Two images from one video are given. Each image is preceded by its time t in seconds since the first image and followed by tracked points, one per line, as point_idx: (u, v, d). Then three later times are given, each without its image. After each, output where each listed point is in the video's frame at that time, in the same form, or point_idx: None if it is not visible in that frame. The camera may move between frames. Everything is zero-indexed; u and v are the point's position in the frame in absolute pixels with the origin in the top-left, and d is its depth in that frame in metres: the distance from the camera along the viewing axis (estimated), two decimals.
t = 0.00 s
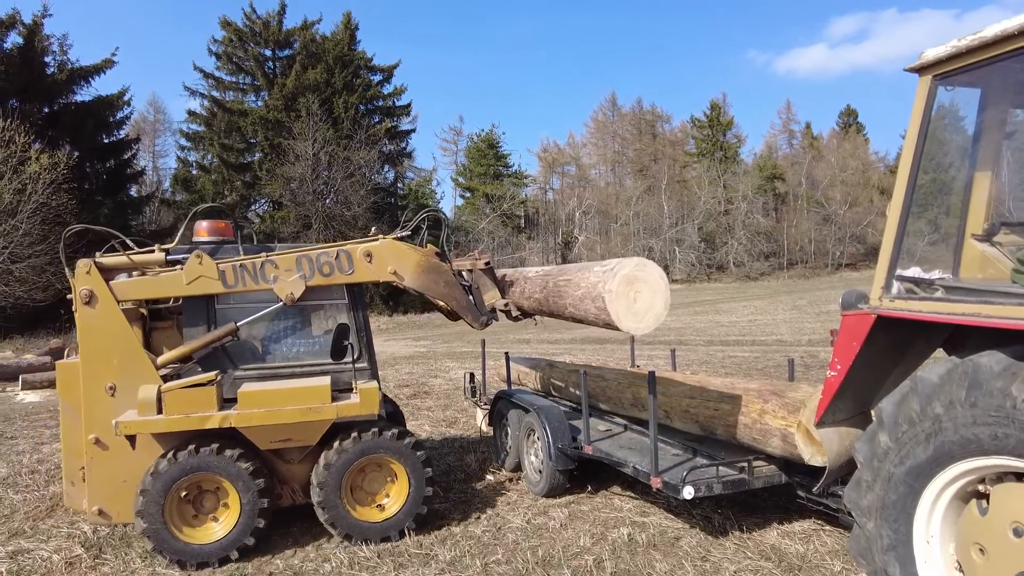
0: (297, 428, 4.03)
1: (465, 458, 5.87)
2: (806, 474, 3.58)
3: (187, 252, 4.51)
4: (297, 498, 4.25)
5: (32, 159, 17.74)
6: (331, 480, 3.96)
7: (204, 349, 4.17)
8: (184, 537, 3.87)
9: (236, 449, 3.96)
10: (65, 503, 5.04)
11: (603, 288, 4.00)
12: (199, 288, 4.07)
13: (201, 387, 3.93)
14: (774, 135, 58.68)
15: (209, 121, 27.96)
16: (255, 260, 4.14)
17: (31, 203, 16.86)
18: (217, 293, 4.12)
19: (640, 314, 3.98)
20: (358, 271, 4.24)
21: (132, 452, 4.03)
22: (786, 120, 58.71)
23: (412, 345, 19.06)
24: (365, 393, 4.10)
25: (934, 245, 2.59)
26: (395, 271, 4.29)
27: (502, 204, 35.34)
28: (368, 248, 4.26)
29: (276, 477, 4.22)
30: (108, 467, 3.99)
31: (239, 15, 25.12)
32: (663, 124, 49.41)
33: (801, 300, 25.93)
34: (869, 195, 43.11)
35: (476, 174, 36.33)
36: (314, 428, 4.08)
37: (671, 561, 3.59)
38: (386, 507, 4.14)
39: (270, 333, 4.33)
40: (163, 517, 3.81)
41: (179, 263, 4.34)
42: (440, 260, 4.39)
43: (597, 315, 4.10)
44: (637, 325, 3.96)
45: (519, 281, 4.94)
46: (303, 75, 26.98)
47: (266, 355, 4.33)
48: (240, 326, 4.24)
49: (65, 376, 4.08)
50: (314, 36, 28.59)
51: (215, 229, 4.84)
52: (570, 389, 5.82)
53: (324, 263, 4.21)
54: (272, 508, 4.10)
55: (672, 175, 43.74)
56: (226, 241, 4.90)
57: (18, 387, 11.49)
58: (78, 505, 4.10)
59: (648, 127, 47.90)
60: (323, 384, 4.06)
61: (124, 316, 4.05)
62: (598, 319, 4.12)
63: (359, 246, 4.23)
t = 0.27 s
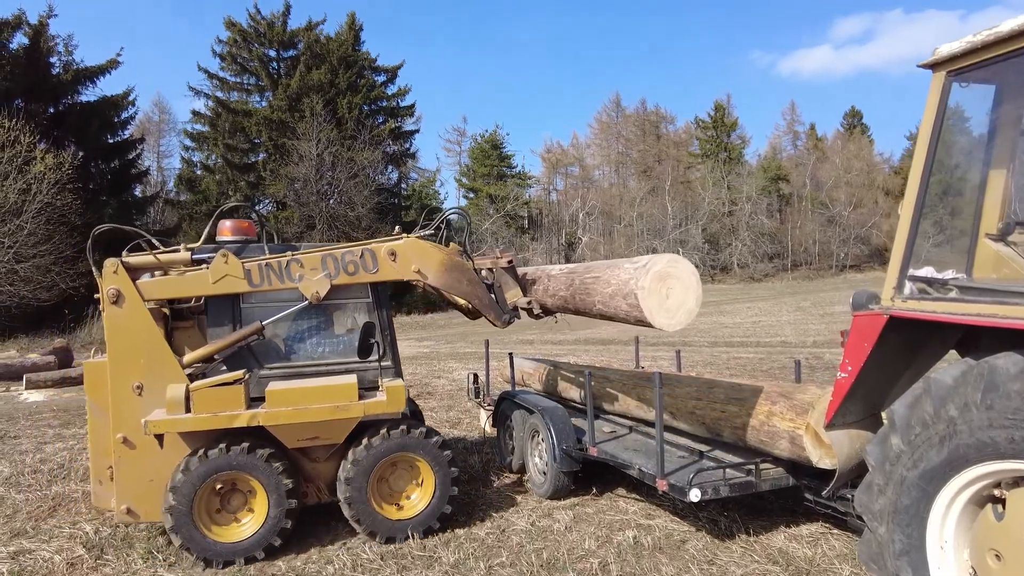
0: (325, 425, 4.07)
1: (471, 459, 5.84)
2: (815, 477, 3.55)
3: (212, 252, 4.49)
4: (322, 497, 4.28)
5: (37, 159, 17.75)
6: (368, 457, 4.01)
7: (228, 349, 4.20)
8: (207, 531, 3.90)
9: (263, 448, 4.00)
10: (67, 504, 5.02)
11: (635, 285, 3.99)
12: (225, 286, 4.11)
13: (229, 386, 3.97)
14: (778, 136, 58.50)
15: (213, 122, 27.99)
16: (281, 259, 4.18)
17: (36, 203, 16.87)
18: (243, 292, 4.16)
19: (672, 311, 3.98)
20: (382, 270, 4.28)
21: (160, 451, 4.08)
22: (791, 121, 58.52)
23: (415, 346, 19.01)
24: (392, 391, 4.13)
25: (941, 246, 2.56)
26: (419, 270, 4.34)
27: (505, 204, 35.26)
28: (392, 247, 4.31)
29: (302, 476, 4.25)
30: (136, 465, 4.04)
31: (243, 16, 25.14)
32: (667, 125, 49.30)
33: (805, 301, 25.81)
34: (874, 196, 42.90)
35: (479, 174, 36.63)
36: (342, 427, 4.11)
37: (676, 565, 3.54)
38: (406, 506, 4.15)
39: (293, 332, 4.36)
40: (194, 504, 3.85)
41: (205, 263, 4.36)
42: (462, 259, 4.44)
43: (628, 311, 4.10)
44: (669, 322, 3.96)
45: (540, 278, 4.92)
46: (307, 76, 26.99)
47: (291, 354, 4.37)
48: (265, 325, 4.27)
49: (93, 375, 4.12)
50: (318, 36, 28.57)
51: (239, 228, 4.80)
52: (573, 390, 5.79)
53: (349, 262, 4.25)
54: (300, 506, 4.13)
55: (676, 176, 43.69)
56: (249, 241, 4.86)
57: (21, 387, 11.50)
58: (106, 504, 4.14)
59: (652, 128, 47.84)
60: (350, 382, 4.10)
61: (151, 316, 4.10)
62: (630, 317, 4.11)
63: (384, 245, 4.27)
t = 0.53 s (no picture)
0: (346, 426, 4.08)
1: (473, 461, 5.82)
2: (822, 481, 3.51)
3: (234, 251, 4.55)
4: (343, 497, 4.29)
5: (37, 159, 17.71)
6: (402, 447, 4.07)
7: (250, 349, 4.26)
8: (226, 527, 3.92)
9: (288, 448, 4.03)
10: (66, 506, 5.00)
11: (663, 285, 3.95)
12: (247, 286, 4.15)
13: (253, 386, 3.99)
14: (779, 137, 58.46)
15: (214, 122, 27.96)
16: (302, 260, 4.21)
17: (36, 203, 16.82)
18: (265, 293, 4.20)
19: (700, 311, 3.92)
20: (403, 270, 4.34)
21: (183, 451, 4.08)
22: (791, 121, 58.46)
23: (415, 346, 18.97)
24: (414, 392, 4.16)
25: (943, 247, 2.55)
26: (439, 271, 4.37)
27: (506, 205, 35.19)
28: (412, 248, 4.36)
29: (323, 476, 4.26)
30: (158, 466, 4.04)
31: (244, 16, 25.12)
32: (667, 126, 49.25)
33: (806, 302, 25.78)
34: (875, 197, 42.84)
35: (480, 174, 36.26)
36: (363, 428, 4.12)
37: (679, 569, 3.51)
38: (424, 507, 4.19)
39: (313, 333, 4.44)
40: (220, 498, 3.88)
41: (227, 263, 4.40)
42: (482, 258, 4.45)
43: (655, 311, 4.05)
44: (697, 322, 3.91)
45: (559, 279, 4.85)
46: (308, 76, 26.98)
47: (311, 354, 4.45)
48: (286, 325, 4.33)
49: (115, 376, 4.14)
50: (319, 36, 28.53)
51: (258, 229, 4.89)
52: (575, 392, 5.76)
53: (370, 263, 4.30)
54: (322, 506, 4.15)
55: (676, 177, 43.69)
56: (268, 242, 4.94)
57: (21, 387, 11.48)
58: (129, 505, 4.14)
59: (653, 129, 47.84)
60: (372, 382, 4.12)
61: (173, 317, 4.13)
62: (656, 317, 4.07)
63: (404, 246, 4.32)
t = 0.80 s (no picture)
0: (368, 423, 4.16)
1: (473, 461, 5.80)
2: (822, 481, 3.50)
3: (251, 250, 4.54)
4: (360, 495, 4.31)
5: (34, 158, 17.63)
6: (439, 442, 4.17)
7: (267, 347, 4.26)
8: (240, 515, 3.91)
9: (305, 446, 4.06)
10: (62, 506, 4.97)
11: (690, 286, 3.96)
12: (268, 283, 4.16)
13: (273, 383, 4.02)
14: (778, 137, 58.43)
15: (213, 122, 27.90)
16: (322, 258, 4.25)
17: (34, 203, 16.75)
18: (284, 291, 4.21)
19: (724, 310, 3.97)
20: (420, 270, 4.38)
21: (200, 448, 4.06)
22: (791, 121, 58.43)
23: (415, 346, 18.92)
24: (433, 389, 4.21)
25: (944, 247, 2.53)
26: (455, 271, 4.46)
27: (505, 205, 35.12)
28: (429, 248, 4.42)
29: (340, 474, 4.29)
30: (174, 464, 4.01)
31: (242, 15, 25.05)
32: (667, 126, 49.22)
33: (805, 302, 25.77)
34: (874, 197, 42.84)
35: (479, 174, 36.44)
36: (382, 425, 4.19)
37: (678, 570, 3.49)
38: (439, 505, 4.21)
39: (330, 333, 4.44)
40: (244, 487, 3.89)
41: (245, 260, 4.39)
42: (496, 259, 4.55)
43: (680, 311, 4.07)
44: (721, 321, 3.96)
45: (574, 279, 4.96)
46: (307, 76, 26.94)
47: (329, 353, 4.44)
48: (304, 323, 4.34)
49: (130, 375, 4.07)
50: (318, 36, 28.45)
51: (273, 226, 4.99)
52: (574, 391, 5.73)
53: (388, 262, 4.34)
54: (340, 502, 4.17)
55: (676, 177, 43.67)
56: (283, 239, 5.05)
57: (18, 387, 11.43)
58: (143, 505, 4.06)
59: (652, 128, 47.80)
60: (393, 379, 4.17)
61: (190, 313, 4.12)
62: (681, 316, 4.09)
63: (421, 246, 4.38)
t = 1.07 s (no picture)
0: (372, 425, 4.16)
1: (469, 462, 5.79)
2: (817, 484, 3.48)
3: (251, 253, 4.50)
4: (362, 497, 4.32)
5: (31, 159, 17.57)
6: (452, 442, 4.21)
7: (269, 350, 4.24)
8: (245, 512, 3.89)
9: (309, 449, 4.05)
10: (56, 509, 4.95)
11: (693, 282, 3.96)
12: (269, 287, 4.13)
13: (277, 387, 4.00)
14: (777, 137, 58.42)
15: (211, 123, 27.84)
16: (322, 260, 4.22)
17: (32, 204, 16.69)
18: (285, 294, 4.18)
19: (726, 305, 3.97)
20: (420, 271, 4.37)
21: (203, 454, 4.04)
22: (789, 121, 58.41)
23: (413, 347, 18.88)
24: (437, 389, 4.21)
25: (941, 248, 2.51)
26: (454, 271, 4.45)
27: (504, 205, 35.07)
28: (428, 248, 4.41)
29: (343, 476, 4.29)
30: (177, 470, 3.99)
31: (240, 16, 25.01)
32: (665, 126, 49.20)
33: (804, 302, 25.76)
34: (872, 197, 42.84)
35: (478, 174, 36.39)
36: (389, 426, 4.19)
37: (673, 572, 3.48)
38: (443, 504, 4.23)
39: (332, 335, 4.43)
40: (256, 486, 3.88)
41: (245, 263, 4.34)
42: (494, 259, 4.55)
43: (683, 307, 4.08)
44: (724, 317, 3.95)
45: (571, 278, 4.92)
46: (305, 76, 26.91)
47: (330, 356, 4.42)
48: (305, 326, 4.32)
49: (128, 382, 4.02)
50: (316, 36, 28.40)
51: (270, 229, 4.92)
52: (570, 393, 5.70)
53: (388, 263, 4.32)
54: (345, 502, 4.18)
55: (675, 177, 43.65)
56: (279, 241, 4.97)
57: (14, 389, 11.40)
58: (145, 512, 4.04)
59: (651, 128, 47.78)
60: (396, 381, 4.16)
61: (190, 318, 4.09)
62: (684, 312, 4.11)
63: (421, 246, 4.37)
